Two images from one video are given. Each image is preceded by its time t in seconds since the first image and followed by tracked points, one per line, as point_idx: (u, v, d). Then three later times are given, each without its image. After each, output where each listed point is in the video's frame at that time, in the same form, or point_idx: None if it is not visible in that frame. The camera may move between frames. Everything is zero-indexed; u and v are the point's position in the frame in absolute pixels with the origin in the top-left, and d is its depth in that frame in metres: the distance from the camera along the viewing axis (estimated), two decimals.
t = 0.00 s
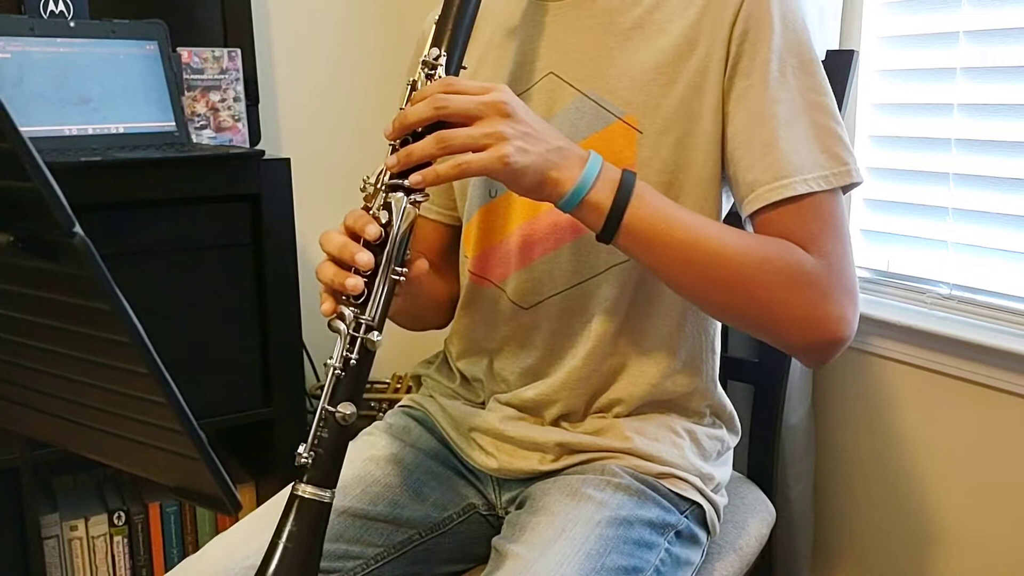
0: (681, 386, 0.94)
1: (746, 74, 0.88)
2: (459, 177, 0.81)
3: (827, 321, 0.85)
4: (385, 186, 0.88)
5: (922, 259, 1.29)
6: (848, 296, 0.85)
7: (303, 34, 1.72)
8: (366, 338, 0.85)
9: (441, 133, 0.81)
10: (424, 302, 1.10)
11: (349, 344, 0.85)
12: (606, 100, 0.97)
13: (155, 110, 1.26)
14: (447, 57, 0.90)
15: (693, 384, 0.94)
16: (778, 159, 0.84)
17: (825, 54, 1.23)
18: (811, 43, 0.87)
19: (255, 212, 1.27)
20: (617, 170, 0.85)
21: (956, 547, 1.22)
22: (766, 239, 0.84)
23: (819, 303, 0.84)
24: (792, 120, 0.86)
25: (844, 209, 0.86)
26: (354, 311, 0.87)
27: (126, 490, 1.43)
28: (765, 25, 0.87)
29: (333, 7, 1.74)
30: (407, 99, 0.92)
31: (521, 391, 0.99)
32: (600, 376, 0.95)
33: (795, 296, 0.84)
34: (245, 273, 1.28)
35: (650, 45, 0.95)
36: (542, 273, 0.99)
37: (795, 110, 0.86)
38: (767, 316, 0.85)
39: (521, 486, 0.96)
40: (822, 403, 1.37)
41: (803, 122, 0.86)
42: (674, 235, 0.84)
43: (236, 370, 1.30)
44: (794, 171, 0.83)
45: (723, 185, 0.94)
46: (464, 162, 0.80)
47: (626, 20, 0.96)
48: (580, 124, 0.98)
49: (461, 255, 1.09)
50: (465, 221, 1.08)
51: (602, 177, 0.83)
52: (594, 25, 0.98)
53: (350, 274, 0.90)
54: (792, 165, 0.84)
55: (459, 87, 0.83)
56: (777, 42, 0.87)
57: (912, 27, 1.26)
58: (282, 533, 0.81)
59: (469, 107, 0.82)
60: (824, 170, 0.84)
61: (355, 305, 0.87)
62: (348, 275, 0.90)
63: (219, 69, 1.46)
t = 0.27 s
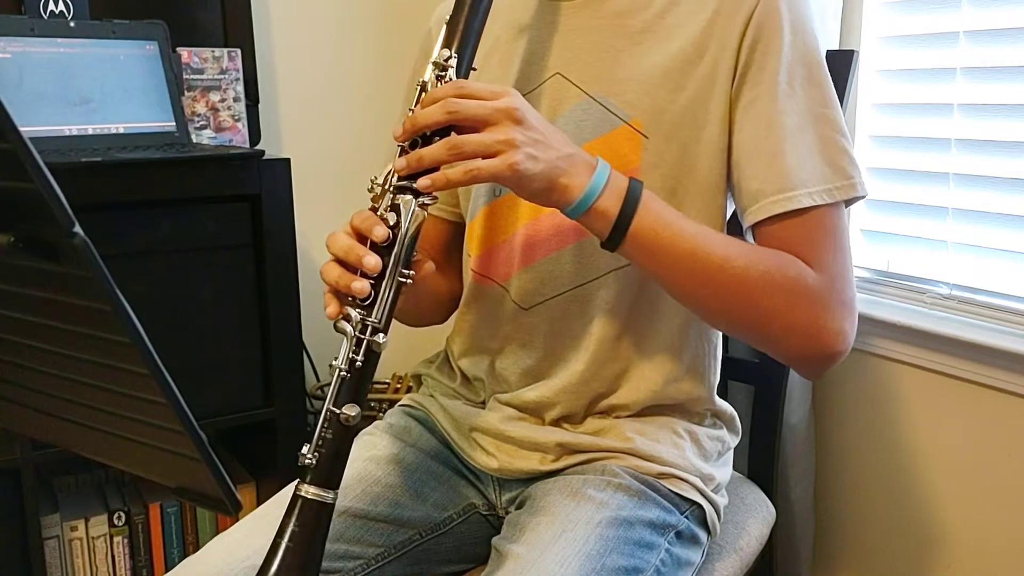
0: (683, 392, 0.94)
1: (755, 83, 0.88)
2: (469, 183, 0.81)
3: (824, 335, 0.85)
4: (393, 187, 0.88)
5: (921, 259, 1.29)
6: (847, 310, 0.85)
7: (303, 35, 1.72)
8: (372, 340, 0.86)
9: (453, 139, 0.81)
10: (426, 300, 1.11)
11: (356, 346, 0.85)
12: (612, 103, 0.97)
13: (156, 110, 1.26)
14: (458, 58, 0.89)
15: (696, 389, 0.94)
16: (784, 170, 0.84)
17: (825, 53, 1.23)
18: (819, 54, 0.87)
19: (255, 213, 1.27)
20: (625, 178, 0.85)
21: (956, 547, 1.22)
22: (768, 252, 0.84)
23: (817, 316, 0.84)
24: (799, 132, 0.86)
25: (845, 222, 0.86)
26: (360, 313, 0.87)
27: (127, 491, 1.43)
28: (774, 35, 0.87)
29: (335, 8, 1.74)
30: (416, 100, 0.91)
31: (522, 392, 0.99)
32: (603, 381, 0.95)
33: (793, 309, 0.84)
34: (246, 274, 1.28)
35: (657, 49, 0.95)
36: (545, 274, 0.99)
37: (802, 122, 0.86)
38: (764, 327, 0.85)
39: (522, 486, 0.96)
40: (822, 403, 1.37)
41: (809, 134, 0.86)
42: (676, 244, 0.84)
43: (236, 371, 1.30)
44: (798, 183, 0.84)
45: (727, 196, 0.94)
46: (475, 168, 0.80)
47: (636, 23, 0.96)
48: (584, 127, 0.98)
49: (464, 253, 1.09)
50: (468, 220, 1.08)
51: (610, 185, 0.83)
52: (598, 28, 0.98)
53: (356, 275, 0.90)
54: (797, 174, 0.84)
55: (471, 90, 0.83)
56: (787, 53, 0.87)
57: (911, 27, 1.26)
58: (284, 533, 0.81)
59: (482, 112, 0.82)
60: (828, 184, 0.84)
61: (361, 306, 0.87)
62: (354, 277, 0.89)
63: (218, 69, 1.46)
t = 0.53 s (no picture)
0: (686, 396, 0.93)
1: (762, 93, 0.88)
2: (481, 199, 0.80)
3: (822, 349, 0.86)
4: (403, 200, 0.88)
5: (920, 259, 1.29)
6: (846, 324, 0.86)
7: (303, 36, 1.72)
8: (384, 353, 0.85)
9: (465, 153, 0.80)
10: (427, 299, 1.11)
11: (368, 360, 0.85)
12: (617, 108, 0.96)
13: (156, 111, 1.26)
14: (468, 69, 0.89)
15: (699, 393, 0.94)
16: (788, 183, 0.84)
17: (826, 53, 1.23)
18: (825, 67, 0.88)
19: (255, 213, 1.27)
20: (632, 193, 0.85)
21: (956, 548, 1.22)
22: (770, 266, 0.85)
23: (816, 331, 0.85)
24: (802, 144, 0.86)
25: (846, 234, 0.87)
26: (372, 327, 0.86)
27: (127, 491, 1.43)
28: (782, 47, 0.87)
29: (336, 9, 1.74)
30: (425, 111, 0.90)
31: (524, 394, 0.99)
32: (607, 388, 0.95)
33: (792, 324, 0.85)
34: (246, 274, 1.28)
35: (662, 53, 0.95)
36: (547, 278, 0.99)
37: (805, 135, 0.86)
38: (763, 339, 0.86)
39: (522, 486, 0.96)
40: (822, 403, 1.37)
41: (814, 147, 0.86)
42: (678, 258, 0.84)
43: (237, 371, 1.30)
44: (801, 197, 0.84)
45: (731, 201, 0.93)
46: (486, 185, 0.79)
47: (642, 27, 0.96)
48: (589, 131, 0.98)
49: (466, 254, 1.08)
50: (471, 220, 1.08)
51: (618, 201, 0.83)
52: (602, 31, 0.98)
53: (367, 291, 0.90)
54: (799, 187, 0.84)
55: (482, 105, 0.82)
56: (793, 66, 0.87)
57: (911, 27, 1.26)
58: (297, 545, 0.82)
59: (494, 129, 0.80)
60: (828, 198, 0.84)
61: (373, 321, 0.87)
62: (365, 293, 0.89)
63: (218, 70, 1.46)
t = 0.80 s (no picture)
0: (687, 397, 0.93)
1: (765, 95, 0.88)
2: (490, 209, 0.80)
3: (829, 349, 0.87)
4: (411, 211, 0.88)
5: (920, 259, 1.29)
6: (852, 324, 0.87)
7: (303, 36, 1.72)
8: (398, 366, 0.85)
9: (473, 163, 0.80)
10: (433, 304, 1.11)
11: (382, 373, 0.85)
12: (618, 109, 0.96)
13: (156, 111, 1.26)
14: (472, 78, 0.89)
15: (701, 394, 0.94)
16: (791, 186, 0.85)
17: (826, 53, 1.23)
18: (827, 68, 0.88)
19: (255, 213, 1.27)
20: (639, 197, 0.85)
21: (957, 548, 1.22)
22: (777, 267, 0.85)
23: (824, 332, 0.86)
24: (805, 145, 0.86)
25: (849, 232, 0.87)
26: (384, 340, 0.86)
27: (127, 491, 1.43)
28: (783, 48, 0.87)
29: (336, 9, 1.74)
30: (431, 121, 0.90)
31: (525, 395, 0.99)
32: (608, 389, 0.95)
33: (799, 325, 0.85)
34: (246, 274, 1.28)
35: (665, 55, 0.95)
36: (547, 280, 0.99)
37: (808, 135, 0.86)
38: (770, 341, 0.87)
39: (523, 486, 0.96)
40: (822, 403, 1.37)
41: (816, 149, 0.86)
42: (685, 262, 0.84)
43: (237, 371, 1.30)
44: (804, 198, 0.84)
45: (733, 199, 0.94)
46: (495, 193, 0.79)
47: (644, 29, 0.96)
48: (590, 133, 0.98)
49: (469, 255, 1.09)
50: (472, 223, 1.08)
51: (626, 207, 0.83)
52: (602, 31, 0.98)
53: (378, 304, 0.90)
54: (801, 190, 0.84)
55: (489, 115, 0.82)
56: (796, 67, 0.87)
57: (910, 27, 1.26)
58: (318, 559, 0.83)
59: (501, 137, 0.80)
60: (831, 198, 0.84)
61: (385, 333, 0.87)
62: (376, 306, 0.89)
63: (219, 69, 1.46)
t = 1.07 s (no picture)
0: (687, 396, 0.93)
1: (761, 92, 0.87)
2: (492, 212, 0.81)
3: (834, 343, 0.87)
4: (413, 217, 0.88)
5: (921, 259, 1.29)
6: (857, 316, 0.87)
7: (303, 37, 1.72)
8: (405, 373, 0.86)
9: (473, 169, 0.80)
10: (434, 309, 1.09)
11: (390, 380, 0.86)
12: (616, 110, 0.96)
13: (156, 111, 1.26)
14: (470, 81, 0.89)
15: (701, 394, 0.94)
16: (791, 182, 0.84)
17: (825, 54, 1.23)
18: (824, 64, 0.88)
19: (255, 213, 1.26)
20: (642, 194, 0.85)
21: (956, 547, 1.22)
22: (780, 261, 0.85)
23: (828, 325, 0.85)
24: (804, 139, 0.86)
25: (850, 223, 0.87)
26: (391, 346, 0.87)
27: (127, 491, 1.43)
28: (780, 43, 0.87)
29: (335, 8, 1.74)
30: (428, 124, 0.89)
31: (525, 394, 0.99)
32: (607, 388, 0.95)
33: (804, 320, 0.85)
34: (245, 274, 1.28)
35: (662, 54, 0.95)
36: (549, 280, 0.99)
37: (807, 130, 0.86)
38: (775, 336, 0.87)
39: (523, 486, 0.96)
40: (822, 403, 1.37)
41: (815, 144, 0.86)
42: (689, 259, 0.84)
43: (237, 371, 1.30)
44: (804, 192, 0.84)
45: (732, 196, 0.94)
46: (498, 198, 0.79)
47: (641, 29, 0.96)
48: (589, 133, 0.98)
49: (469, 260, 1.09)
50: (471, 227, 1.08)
51: (627, 206, 0.83)
52: (601, 31, 0.98)
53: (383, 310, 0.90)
54: (799, 184, 0.84)
55: (487, 117, 0.82)
56: (792, 62, 0.87)
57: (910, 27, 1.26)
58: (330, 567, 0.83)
59: (500, 140, 0.80)
60: (831, 190, 0.84)
61: (392, 340, 0.87)
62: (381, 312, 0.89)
63: (219, 70, 1.46)
